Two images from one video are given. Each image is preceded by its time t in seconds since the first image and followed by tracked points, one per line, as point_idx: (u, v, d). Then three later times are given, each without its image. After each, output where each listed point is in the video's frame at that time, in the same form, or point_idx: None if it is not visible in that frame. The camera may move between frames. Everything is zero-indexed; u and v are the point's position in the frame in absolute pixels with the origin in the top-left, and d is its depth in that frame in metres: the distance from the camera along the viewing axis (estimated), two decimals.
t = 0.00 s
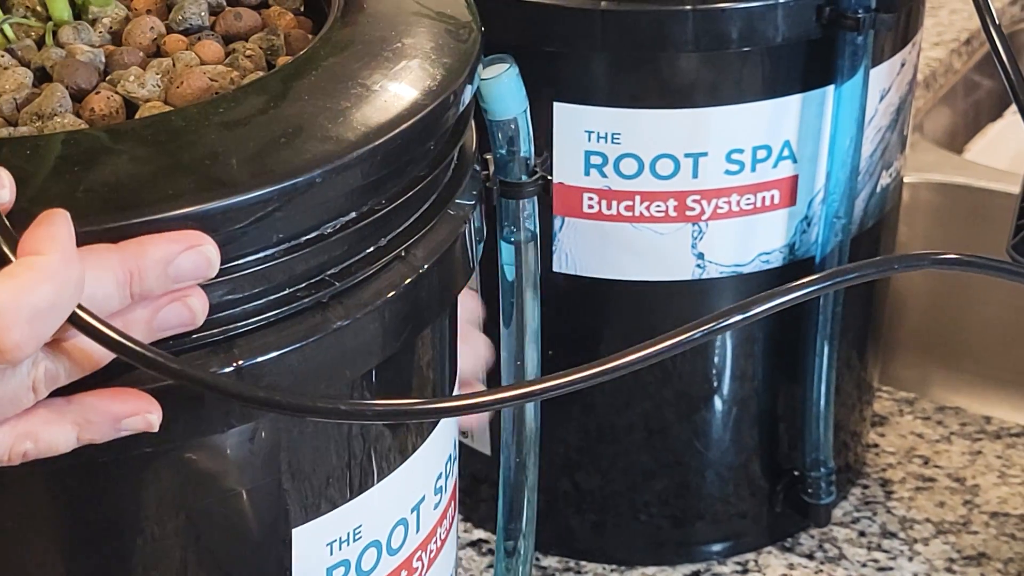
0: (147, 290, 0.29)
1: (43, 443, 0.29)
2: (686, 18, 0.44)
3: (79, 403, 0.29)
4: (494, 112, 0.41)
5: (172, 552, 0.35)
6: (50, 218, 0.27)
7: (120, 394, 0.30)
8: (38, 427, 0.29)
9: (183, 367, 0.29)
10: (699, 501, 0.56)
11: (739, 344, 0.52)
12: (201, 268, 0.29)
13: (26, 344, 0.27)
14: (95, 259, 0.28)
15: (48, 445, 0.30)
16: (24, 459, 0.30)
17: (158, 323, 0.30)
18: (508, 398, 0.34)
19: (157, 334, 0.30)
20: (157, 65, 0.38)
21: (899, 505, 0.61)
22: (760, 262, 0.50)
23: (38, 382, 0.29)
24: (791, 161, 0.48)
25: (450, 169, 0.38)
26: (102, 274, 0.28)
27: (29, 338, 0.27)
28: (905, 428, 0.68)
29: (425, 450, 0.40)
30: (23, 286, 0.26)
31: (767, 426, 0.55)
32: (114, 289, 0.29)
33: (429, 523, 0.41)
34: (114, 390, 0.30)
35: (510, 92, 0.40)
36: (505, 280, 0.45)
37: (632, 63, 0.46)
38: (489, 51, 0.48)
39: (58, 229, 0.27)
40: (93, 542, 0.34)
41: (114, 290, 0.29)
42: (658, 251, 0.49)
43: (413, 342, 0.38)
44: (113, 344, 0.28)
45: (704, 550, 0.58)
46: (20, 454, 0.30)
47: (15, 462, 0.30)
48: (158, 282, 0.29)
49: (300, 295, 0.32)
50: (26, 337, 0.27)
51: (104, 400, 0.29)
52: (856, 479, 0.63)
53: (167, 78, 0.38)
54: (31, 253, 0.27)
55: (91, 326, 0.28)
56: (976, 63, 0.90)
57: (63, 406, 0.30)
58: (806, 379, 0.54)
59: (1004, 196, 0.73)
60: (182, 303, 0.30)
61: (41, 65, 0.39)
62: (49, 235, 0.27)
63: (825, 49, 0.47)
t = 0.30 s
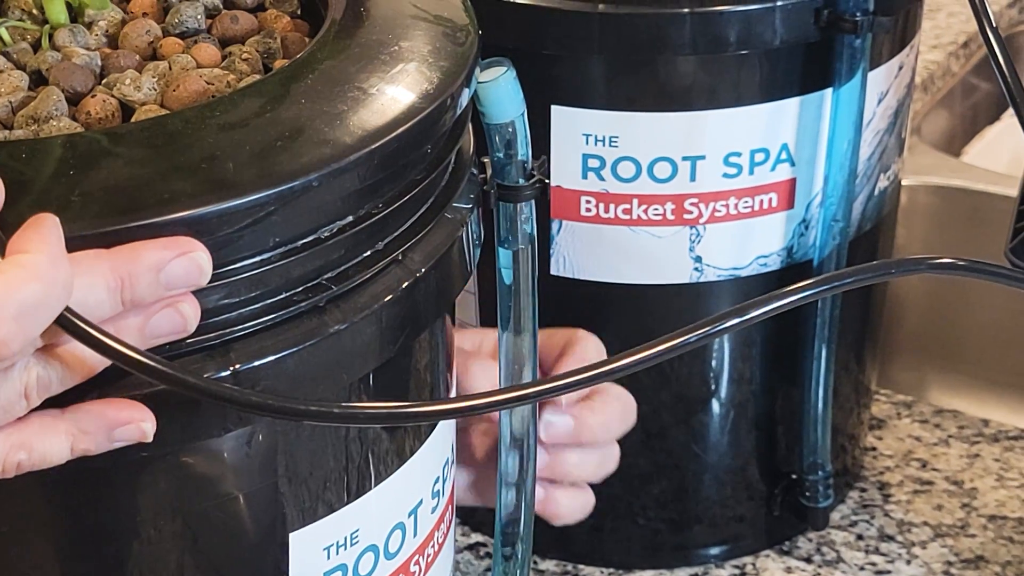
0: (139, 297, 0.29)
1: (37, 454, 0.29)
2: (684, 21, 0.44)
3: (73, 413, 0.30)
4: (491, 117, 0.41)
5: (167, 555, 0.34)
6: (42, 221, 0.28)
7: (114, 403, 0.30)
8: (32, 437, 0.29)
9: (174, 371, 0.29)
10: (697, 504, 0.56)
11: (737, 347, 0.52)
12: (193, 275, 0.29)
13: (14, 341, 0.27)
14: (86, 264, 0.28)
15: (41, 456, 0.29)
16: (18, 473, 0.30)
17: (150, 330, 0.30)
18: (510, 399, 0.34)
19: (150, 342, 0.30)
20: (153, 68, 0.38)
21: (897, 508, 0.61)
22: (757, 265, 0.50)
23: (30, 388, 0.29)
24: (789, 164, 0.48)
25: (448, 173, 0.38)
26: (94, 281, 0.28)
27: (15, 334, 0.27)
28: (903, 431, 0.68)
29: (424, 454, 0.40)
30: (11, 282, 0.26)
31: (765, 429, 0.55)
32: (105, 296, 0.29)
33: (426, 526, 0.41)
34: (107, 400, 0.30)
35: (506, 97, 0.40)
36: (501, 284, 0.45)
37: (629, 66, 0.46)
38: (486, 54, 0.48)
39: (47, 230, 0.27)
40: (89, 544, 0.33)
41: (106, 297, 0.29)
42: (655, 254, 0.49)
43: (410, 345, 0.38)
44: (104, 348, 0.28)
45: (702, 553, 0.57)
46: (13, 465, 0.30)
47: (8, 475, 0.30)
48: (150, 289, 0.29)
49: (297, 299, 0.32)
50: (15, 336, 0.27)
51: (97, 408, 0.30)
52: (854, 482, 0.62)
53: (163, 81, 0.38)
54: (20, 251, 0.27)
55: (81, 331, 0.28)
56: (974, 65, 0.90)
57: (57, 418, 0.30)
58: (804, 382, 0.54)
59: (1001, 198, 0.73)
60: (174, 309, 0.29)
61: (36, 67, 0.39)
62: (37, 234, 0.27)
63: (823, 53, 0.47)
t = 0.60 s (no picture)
0: (136, 299, 0.29)
1: (32, 466, 0.29)
2: (683, 22, 0.44)
3: (71, 426, 0.30)
4: (490, 116, 0.41)
5: (166, 557, 0.34)
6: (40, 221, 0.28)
7: (111, 421, 0.30)
8: (28, 449, 0.29)
9: (174, 373, 0.29)
10: (696, 505, 0.56)
11: (736, 348, 0.52)
12: (190, 278, 0.29)
13: (10, 338, 0.27)
14: (84, 266, 0.28)
15: (37, 469, 0.30)
16: (12, 483, 0.30)
17: (147, 332, 0.30)
18: (511, 401, 0.34)
19: (148, 344, 0.30)
20: (152, 69, 0.38)
21: (896, 510, 0.61)
22: (756, 267, 0.50)
23: (26, 391, 0.29)
24: (788, 166, 0.48)
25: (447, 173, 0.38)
26: (91, 281, 0.28)
27: (11, 331, 0.27)
28: (902, 432, 0.68)
29: (423, 455, 0.40)
30: (7, 278, 0.26)
31: (764, 431, 0.55)
32: (104, 298, 0.29)
33: (425, 527, 0.41)
34: (104, 417, 0.30)
35: (505, 97, 0.40)
36: (501, 285, 0.45)
37: (628, 67, 0.46)
38: (485, 55, 0.48)
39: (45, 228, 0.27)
40: (88, 546, 0.33)
41: (103, 298, 0.29)
42: (654, 255, 0.49)
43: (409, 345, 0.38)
44: (101, 348, 0.28)
45: (701, 555, 0.57)
46: (9, 476, 0.30)
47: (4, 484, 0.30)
48: (147, 291, 0.29)
49: (296, 300, 0.32)
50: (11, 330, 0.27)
51: (95, 425, 0.30)
52: (853, 483, 0.62)
53: (161, 82, 0.38)
54: (18, 249, 0.27)
55: (77, 330, 0.28)
56: (972, 67, 0.90)
57: (55, 430, 0.30)
58: (803, 383, 0.54)
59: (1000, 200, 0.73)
60: (170, 311, 0.29)
61: (36, 69, 0.39)
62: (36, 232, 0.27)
63: (823, 54, 0.47)
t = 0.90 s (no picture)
0: (136, 303, 0.29)
1: (32, 474, 0.30)
2: (683, 24, 0.44)
3: (72, 435, 0.30)
4: (490, 119, 0.41)
5: (167, 559, 0.34)
6: (42, 226, 0.28)
7: (111, 432, 0.30)
8: (28, 458, 0.29)
9: (173, 377, 0.29)
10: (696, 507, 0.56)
11: (736, 350, 0.52)
12: (191, 282, 0.29)
13: (12, 341, 0.27)
14: (84, 270, 0.28)
15: (37, 477, 0.30)
16: (12, 491, 0.30)
17: (146, 336, 0.30)
18: (512, 406, 0.34)
19: (148, 348, 0.30)
20: (152, 71, 0.38)
21: (896, 512, 0.61)
22: (756, 269, 0.50)
23: (27, 395, 0.29)
24: (788, 167, 0.48)
25: (447, 175, 0.38)
26: (92, 286, 0.28)
27: (13, 335, 0.27)
28: (902, 434, 0.68)
29: (423, 456, 0.40)
30: (10, 282, 0.26)
31: (764, 432, 0.55)
32: (105, 301, 0.29)
33: (426, 529, 0.41)
34: (104, 428, 0.30)
35: (506, 99, 0.40)
36: (501, 287, 0.45)
37: (629, 69, 0.46)
38: (486, 57, 0.48)
39: (50, 233, 0.27)
40: (88, 548, 0.33)
41: (104, 302, 0.29)
42: (655, 257, 0.49)
43: (410, 348, 0.38)
44: (102, 353, 0.28)
45: (700, 556, 0.57)
46: (8, 484, 0.30)
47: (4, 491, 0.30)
48: (148, 295, 0.29)
49: (297, 302, 0.32)
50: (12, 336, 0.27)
51: (95, 436, 0.30)
52: (853, 485, 0.62)
53: (162, 84, 0.38)
54: (20, 253, 0.27)
55: (77, 335, 0.28)
56: (971, 69, 0.90)
57: (55, 438, 0.30)
58: (803, 385, 0.54)
59: (999, 201, 0.73)
60: (170, 315, 0.30)
61: (36, 71, 0.39)
62: (40, 239, 0.27)
63: (823, 56, 0.47)
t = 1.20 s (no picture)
0: (137, 306, 0.29)
1: (32, 476, 0.30)
2: (684, 26, 0.44)
3: (71, 437, 0.30)
4: (491, 120, 0.41)
5: (169, 560, 0.34)
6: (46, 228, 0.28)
7: (108, 433, 0.30)
8: (28, 459, 0.29)
9: (172, 379, 0.29)
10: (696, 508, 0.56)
11: (737, 351, 0.52)
12: (191, 285, 0.29)
13: (13, 343, 0.27)
14: (85, 272, 0.28)
15: (36, 479, 0.30)
16: (12, 492, 0.30)
17: (147, 338, 0.30)
18: (511, 409, 0.34)
19: (147, 350, 0.30)
20: (154, 73, 0.38)
21: (897, 513, 0.61)
22: (757, 270, 0.50)
23: (27, 396, 0.29)
24: (789, 169, 0.48)
25: (448, 177, 0.38)
26: (91, 289, 0.28)
27: (14, 336, 0.27)
28: (902, 435, 0.68)
29: (424, 458, 0.40)
30: (11, 284, 0.26)
31: (764, 434, 0.55)
32: (105, 303, 0.29)
33: (427, 530, 0.41)
34: (104, 429, 0.30)
35: (507, 100, 0.40)
36: (502, 288, 0.45)
37: (629, 70, 0.46)
38: (486, 58, 0.48)
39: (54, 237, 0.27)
40: (89, 549, 0.33)
41: (105, 304, 0.29)
42: (655, 257, 0.49)
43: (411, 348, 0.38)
44: (102, 355, 0.28)
45: (701, 558, 0.57)
46: (7, 485, 0.30)
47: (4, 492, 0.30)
48: (148, 298, 0.29)
49: (298, 304, 0.32)
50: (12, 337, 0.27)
51: (95, 437, 0.30)
52: (853, 486, 0.62)
53: (163, 86, 0.38)
54: (22, 255, 0.27)
55: (78, 337, 0.28)
56: (972, 70, 0.90)
57: (55, 440, 0.30)
58: (804, 386, 0.54)
59: (999, 202, 0.73)
60: (170, 317, 0.30)
61: (37, 72, 0.39)
62: (43, 242, 0.27)
63: (824, 57, 0.47)
